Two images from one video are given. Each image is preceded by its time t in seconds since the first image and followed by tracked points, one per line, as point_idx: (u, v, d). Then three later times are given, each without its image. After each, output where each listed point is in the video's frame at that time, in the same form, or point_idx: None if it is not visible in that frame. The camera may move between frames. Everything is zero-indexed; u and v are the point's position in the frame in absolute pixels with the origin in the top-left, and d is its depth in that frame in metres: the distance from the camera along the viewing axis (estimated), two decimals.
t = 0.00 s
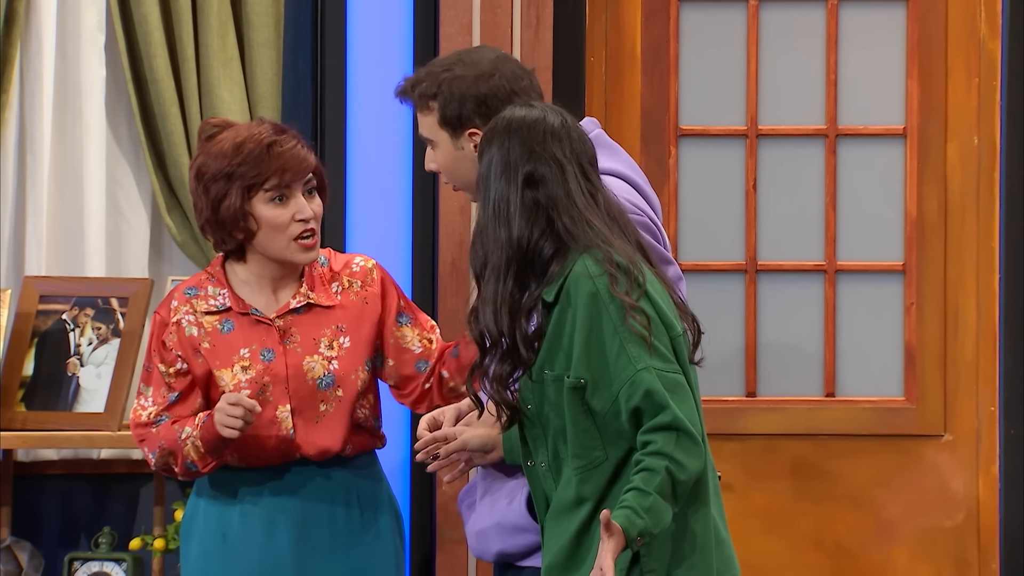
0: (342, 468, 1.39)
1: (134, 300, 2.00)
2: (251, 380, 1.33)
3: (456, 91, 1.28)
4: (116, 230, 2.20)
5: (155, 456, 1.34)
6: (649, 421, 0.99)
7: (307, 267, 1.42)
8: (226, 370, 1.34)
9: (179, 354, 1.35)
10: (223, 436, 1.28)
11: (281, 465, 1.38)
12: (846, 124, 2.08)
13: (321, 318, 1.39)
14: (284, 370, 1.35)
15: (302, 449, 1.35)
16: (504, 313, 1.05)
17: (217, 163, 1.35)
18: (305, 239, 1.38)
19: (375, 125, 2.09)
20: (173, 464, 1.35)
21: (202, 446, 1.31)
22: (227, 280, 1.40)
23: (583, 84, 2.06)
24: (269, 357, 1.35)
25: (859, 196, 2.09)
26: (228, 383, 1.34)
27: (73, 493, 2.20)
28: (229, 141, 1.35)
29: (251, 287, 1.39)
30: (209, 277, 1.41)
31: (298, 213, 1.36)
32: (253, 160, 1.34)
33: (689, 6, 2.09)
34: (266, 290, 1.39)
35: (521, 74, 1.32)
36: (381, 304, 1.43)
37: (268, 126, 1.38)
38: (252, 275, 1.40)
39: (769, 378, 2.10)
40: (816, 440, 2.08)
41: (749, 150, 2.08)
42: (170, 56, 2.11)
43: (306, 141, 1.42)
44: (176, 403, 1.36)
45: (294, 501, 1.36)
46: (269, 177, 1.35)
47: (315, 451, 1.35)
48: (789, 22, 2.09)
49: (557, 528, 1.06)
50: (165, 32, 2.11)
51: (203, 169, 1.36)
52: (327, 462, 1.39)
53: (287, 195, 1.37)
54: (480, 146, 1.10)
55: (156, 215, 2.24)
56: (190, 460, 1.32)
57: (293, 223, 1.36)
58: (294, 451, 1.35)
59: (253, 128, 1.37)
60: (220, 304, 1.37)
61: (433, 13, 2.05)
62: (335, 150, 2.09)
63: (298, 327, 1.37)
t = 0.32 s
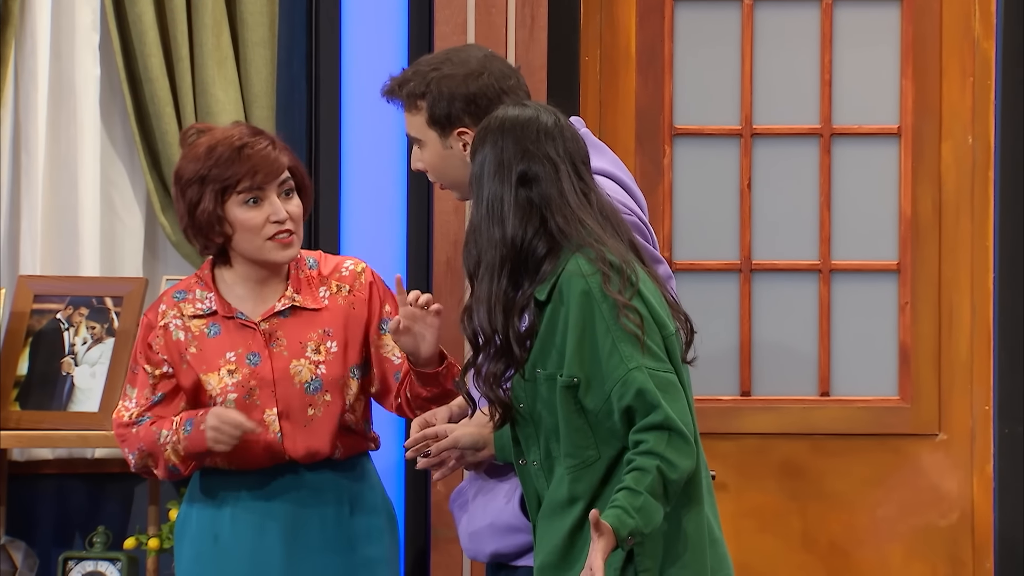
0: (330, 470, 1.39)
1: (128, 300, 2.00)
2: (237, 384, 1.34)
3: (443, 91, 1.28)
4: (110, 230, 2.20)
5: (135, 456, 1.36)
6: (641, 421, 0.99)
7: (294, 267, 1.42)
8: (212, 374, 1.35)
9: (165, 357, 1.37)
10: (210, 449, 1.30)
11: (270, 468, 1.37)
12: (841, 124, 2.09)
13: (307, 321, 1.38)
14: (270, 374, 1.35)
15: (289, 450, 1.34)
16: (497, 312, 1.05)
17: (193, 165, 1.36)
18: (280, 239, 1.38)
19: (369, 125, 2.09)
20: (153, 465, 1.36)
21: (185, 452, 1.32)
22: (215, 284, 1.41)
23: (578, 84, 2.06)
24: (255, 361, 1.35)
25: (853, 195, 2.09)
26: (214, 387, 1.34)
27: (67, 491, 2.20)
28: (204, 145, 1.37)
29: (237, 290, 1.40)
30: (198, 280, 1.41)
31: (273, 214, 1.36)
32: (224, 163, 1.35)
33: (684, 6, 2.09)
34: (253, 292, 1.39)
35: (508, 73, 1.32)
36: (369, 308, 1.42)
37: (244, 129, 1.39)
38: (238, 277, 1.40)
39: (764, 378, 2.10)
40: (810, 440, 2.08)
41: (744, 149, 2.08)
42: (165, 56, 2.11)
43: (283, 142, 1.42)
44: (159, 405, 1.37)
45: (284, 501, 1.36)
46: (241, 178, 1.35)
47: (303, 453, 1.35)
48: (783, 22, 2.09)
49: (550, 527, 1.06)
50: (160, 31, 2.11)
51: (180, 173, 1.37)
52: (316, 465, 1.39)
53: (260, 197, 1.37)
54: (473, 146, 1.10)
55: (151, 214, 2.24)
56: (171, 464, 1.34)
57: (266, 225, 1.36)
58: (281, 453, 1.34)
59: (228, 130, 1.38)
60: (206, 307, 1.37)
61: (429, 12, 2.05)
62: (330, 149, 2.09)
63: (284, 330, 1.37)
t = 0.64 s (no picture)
0: (334, 468, 1.37)
1: (127, 299, 2.00)
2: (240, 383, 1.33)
3: (440, 89, 1.28)
4: (109, 230, 2.20)
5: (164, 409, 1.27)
6: (637, 421, 0.99)
7: (293, 266, 1.41)
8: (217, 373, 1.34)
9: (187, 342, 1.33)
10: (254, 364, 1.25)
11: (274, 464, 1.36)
12: (839, 124, 2.08)
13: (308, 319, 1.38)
14: (273, 374, 1.35)
15: (293, 450, 1.34)
16: (495, 312, 1.05)
17: (185, 170, 1.35)
18: (278, 240, 1.37)
19: (368, 124, 2.09)
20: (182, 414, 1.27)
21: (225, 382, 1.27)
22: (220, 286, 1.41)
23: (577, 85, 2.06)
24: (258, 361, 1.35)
25: (852, 195, 2.09)
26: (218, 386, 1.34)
27: (67, 490, 2.20)
28: (196, 149, 1.35)
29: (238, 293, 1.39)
30: (203, 281, 1.41)
31: (266, 215, 1.35)
32: (216, 166, 1.34)
33: (682, 6, 2.09)
34: (253, 294, 1.39)
35: (505, 71, 1.32)
36: (366, 301, 1.41)
37: (236, 130, 1.38)
38: (239, 280, 1.40)
39: (762, 377, 2.10)
40: (809, 440, 2.08)
41: (743, 149, 2.08)
42: (164, 56, 2.11)
43: (274, 142, 1.41)
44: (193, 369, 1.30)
45: (290, 496, 1.35)
46: (233, 181, 1.34)
47: (306, 454, 1.34)
48: (782, 21, 2.09)
49: (548, 527, 1.06)
50: (158, 32, 2.11)
51: (173, 178, 1.36)
52: (318, 462, 1.37)
53: (254, 199, 1.36)
54: (469, 146, 1.10)
55: (150, 214, 2.24)
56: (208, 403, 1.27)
57: (261, 225, 1.35)
58: (285, 450, 1.34)
59: (219, 132, 1.37)
60: (210, 306, 1.37)
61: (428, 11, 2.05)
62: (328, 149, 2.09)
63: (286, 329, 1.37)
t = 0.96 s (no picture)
0: (355, 472, 1.38)
1: (127, 299, 2.00)
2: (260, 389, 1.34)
3: (444, 86, 1.28)
4: (109, 230, 2.20)
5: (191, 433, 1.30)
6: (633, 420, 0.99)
7: (311, 271, 1.41)
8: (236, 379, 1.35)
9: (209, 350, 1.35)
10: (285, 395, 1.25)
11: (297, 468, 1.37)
12: (840, 124, 2.08)
13: (327, 325, 1.38)
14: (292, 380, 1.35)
15: (314, 455, 1.36)
16: (492, 313, 1.05)
17: (204, 176, 1.35)
18: (296, 247, 1.36)
19: (368, 124, 2.09)
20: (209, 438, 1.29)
21: (252, 412, 1.27)
22: (239, 292, 1.40)
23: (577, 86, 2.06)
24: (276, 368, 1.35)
25: (851, 194, 2.09)
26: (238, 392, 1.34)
27: (67, 490, 2.20)
28: (216, 155, 1.35)
29: (256, 298, 1.39)
30: (222, 285, 1.40)
31: (286, 224, 1.35)
32: (235, 173, 1.34)
33: (682, 6, 2.09)
34: (272, 300, 1.39)
35: (508, 70, 1.32)
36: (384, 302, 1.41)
37: (257, 136, 1.38)
38: (257, 285, 1.40)
39: (763, 378, 2.10)
40: (809, 440, 2.08)
41: (743, 149, 2.08)
42: (164, 56, 2.11)
43: (294, 148, 1.41)
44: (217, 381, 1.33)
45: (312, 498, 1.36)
46: (252, 190, 1.34)
47: (328, 458, 1.35)
48: (783, 21, 2.09)
49: (547, 528, 1.06)
50: (159, 31, 2.11)
51: (192, 183, 1.36)
52: (340, 467, 1.38)
53: (273, 207, 1.36)
54: (467, 146, 1.10)
55: (151, 214, 2.25)
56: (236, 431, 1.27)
57: (281, 234, 1.35)
58: (307, 456, 1.36)
59: (239, 137, 1.37)
60: (228, 312, 1.37)
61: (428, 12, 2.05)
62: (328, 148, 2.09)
63: (305, 335, 1.37)
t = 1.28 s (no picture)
0: (360, 472, 1.38)
1: (129, 300, 2.00)
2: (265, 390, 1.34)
3: (453, 86, 1.27)
4: (111, 230, 2.20)
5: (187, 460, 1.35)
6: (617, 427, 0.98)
7: (319, 269, 1.41)
8: (241, 380, 1.35)
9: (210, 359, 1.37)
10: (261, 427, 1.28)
11: (302, 471, 1.38)
12: (841, 123, 2.08)
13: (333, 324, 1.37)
14: (297, 380, 1.35)
15: (320, 455, 1.36)
16: (500, 323, 1.02)
17: (213, 170, 1.36)
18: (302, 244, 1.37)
19: (371, 122, 2.09)
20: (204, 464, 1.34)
21: (237, 440, 1.30)
22: (245, 291, 1.40)
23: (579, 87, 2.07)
24: (281, 367, 1.35)
25: (853, 194, 2.09)
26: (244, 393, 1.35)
27: (69, 490, 2.20)
28: (224, 151, 1.37)
29: (263, 296, 1.39)
30: (229, 285, 1.41)
31: (293, 220, 1.35)
32: (243, 168, 1.35)
33: (684, 6, 2.09)
34: (279, 299, 1.39)
35: (518, 69, 1.32)
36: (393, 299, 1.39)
37: (267, 133, 1.39)
38: (263, 283, 1.40)
39: (764, 378, 2.10)
40: (811, 440, 2.08)
41: (745, 149, 2.08)
42: (165, 56, 2.11)
43: (304, 146, 1.42)
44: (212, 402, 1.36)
45: (317, 498, 1.37)
46: (260, 184, 1.35)
47: (333, 458, 1.35)
48: (784, 21, 2.09)
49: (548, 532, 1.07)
50: (160, 31, 2.11)
51: (200, 178, 1.37)
52: (345, 466, 1.38)
53: (280, 203, 1.36)
54: (443, 169, 1.05)
55: (152, 215, 2.25)
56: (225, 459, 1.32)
57: (288, 230, 1.35)
58: (312, 457, 1.36)
59: (249, 134, 1.38)
60: (235, 313, 1.37)
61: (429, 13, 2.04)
62: (330, 147, 2.10)
63: (311, 334, 1.37)
